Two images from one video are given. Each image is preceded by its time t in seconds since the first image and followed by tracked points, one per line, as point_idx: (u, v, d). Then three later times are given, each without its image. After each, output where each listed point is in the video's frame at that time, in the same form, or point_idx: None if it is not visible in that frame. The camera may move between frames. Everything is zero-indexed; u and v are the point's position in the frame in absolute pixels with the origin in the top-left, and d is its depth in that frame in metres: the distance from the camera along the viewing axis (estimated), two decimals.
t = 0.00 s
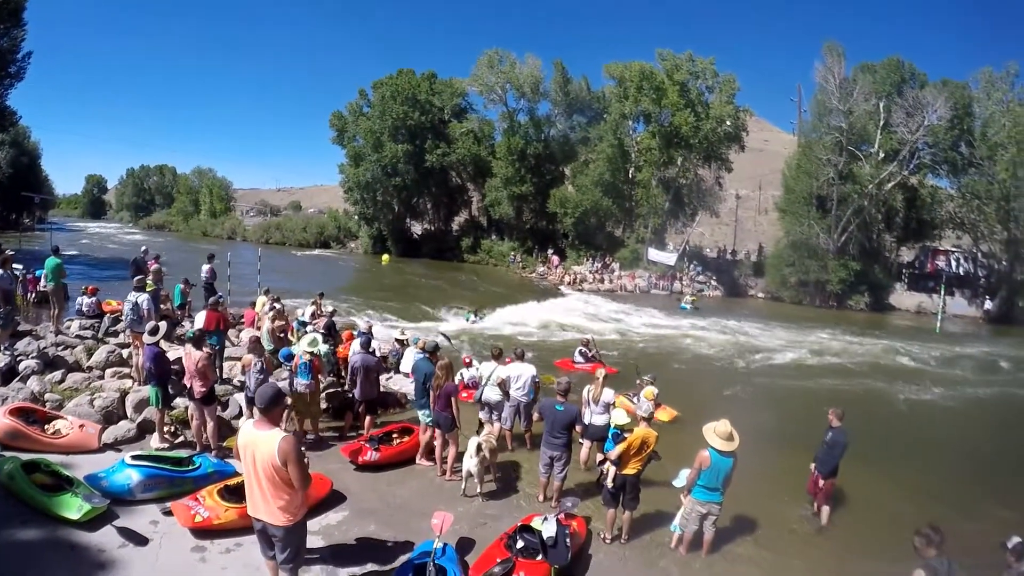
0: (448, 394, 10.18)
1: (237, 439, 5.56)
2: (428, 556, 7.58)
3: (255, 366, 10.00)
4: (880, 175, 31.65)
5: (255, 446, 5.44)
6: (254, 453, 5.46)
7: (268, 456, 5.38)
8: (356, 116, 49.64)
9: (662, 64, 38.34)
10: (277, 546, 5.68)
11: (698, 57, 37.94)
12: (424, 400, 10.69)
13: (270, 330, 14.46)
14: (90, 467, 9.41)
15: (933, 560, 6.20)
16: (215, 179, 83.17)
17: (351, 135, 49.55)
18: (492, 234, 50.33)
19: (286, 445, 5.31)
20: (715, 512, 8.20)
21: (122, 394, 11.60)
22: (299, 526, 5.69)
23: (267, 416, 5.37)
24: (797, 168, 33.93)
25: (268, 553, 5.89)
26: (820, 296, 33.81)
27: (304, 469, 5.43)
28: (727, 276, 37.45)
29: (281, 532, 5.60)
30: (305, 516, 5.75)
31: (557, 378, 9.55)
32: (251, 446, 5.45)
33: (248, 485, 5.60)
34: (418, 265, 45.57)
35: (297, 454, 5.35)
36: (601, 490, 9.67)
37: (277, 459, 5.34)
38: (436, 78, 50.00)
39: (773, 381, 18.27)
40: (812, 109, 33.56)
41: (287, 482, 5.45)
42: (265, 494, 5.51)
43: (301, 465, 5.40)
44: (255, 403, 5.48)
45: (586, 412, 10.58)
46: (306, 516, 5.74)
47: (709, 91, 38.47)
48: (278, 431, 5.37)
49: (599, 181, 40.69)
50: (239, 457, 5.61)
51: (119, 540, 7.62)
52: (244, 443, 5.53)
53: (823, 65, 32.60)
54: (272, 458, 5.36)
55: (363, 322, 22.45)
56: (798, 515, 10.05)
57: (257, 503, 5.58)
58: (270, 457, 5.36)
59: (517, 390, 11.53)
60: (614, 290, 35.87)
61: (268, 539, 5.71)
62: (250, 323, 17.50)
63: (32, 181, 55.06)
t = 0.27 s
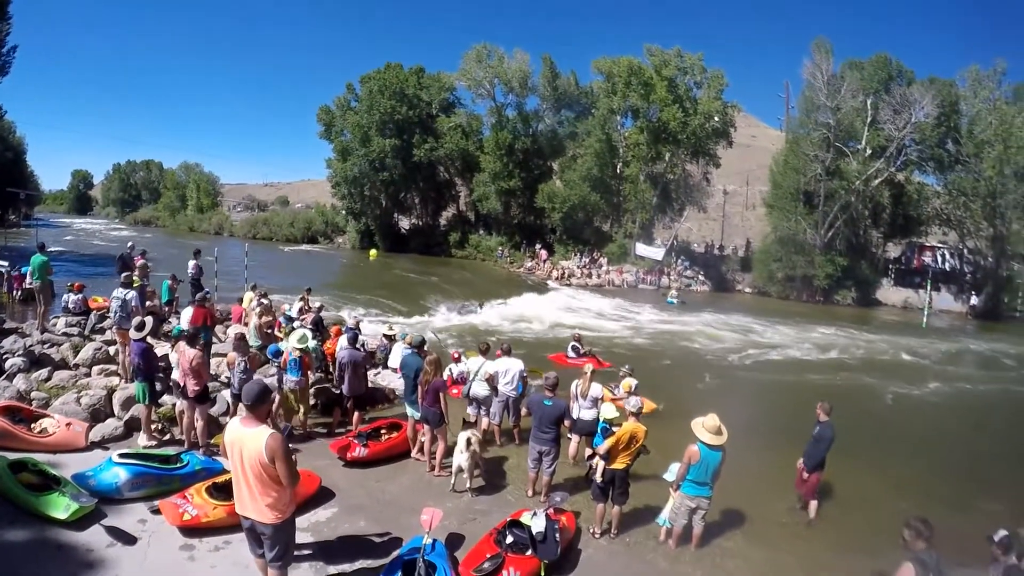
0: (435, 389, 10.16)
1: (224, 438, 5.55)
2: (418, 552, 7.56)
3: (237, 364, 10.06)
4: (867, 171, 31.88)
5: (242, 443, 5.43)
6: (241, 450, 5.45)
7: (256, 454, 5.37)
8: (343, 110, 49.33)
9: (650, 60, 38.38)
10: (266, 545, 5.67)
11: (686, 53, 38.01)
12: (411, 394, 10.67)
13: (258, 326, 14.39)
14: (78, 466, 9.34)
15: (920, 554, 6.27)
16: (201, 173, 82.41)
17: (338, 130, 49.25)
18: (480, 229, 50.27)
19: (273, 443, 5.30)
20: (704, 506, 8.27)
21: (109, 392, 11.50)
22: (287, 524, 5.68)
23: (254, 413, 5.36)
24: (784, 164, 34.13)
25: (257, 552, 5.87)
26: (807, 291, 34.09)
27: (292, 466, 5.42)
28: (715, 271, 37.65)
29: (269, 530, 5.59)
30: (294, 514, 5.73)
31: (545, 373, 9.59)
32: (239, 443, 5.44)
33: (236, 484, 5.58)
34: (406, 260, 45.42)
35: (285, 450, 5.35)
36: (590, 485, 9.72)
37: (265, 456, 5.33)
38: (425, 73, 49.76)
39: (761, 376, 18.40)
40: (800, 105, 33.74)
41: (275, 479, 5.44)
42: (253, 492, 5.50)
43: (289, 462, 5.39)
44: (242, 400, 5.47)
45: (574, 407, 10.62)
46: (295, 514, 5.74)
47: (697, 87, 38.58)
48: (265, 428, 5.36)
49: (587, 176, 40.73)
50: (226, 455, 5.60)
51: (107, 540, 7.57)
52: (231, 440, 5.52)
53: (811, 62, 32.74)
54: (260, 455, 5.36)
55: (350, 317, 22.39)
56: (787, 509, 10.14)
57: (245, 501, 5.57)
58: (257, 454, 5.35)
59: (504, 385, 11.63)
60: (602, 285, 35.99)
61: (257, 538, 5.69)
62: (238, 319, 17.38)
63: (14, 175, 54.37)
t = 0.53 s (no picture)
0: (426, 388, 10.19)
1: (215, 439, 5.53)
2: (410, 552, 7.56)
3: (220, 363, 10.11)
4: (856, 166, 32.08)
5: (233, 444, 5.41)
6: (232, 451, 5.44)
7: (246, 454, 5.36)
8: (332, 109, 49.10)
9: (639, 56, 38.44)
10: (258, 546, 5.65)
11: (675, 50, 38.11)
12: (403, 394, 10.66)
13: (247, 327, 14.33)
14: (69, 470, 9.28)
15: (910, 547, 6.33)
16: (189, 173, 81.82)
17: (327, 128, 49.02)
18: (470, 227, 50.19)
19: (264, 443, 5.29)
20: (696, 501, 8.33)
21: (99, 395, 11.42)
22: (280, 525, 5.67)
23: (243, 414, 5.35)
24: (773, 160, 34.31)
25: (249, 554, 5.87)
26: (797, 286, 34.29)
27: (283, 466, 5.41)
28: (705, 267, 37.82)
29: (261, 531, 5.58)
30: (286, 515, 5.73)
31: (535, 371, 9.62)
32: (229, 445, 5.42)
33: (227, 485, 5.57)
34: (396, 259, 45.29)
35: (275, 451, 5.34)
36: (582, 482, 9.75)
37: (255, 457, 5.31)
38: (414, 71, 49.62)
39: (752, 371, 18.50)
40: (788, 101, 33.91)
41: (266, 480, 5.42)
42: (244, 493, 5.49)
43: (280, 463, 5.38)
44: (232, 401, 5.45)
45: (565, 404, 10.66)
46: (287, 515, 5.72)
47: (686, 84, 38.70)
48: (255, 428, 5.35)
49: (577, 173, 40.75)
50: (217, 457, 5.58)
51: (100, 544, 7.52)
52: (221, 441, 5.50)
53: (800, 58, 32.87)
54: (251, 456, 5.34)
55: (342, 317, 22.34)
56: (779, 504, 10.22)
57: (237, 503, 5.56)
58: (248, 455, 5.34)
59: (495, 383, 11.64)
60: (593, 282, 36.07)
61: (249, 540, 5.68)
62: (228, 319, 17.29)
63: None
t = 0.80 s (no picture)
0: (431, 392, 10.07)
1: (219, 444, 5.53)
2: (416, 555, 7.54)
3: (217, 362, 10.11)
4: (858, 163, 31.99)
5: (238, 448, 5.41)
6: (237, 455, 5.44)
7: (252, 458, 5.36)
8: (334, 113, 49.23)
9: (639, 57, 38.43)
10: (265, 550, 5.65)
11: (676, 50, 38.09)
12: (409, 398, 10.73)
13: (252, 332, 14.38)
14: (74, 476, 9.30)
15: (916, 544, 6.30)
16: (193, 180, 82.07)
17: (329, 133, 49.14)
18: (474, 229, 50.20)
19: (269, 447, 5.29)
20: (701, 502, 8.30)
21: (104, 402, 11.46)
22: (286, 529, 5.66)
23: (248, 418, 5.35)
24: (775, 158, 34.24)
25: (255, 558, 5.86)
26: (801, 284, 34.20)
27: (289, 470, 5.41)
28: (708, 267, 37.77)
29: (267, 535, 5.58)
30: (292, 520, 5.72)
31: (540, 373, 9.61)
32: (234, 449, 5.42)
33: (233, 490, 5.57)
34: (400, 262, 45.36)
35: (281, 454, 5.33)
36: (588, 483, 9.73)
37: (261, 461, 5.31)
38: (414, 74, 49.71)
39: (756, 370, 18.45)
40: (789, 99, 33.87)
41: (271, 484, 5.42)
42: (250, 497, 5.49)
43: (285, 466, 5.38)
44: (236, 406, 5.45)
45: (570, 405, 10.64)
46: (293, 519, 5.72)
47: (687, 83, 38.67)
48: (260, 433, 5.35)
49: (579, 175, 40.76)
50: (222, 461, 5.59)
51: (106, 549, 7.54)
52: (226, 446, 5.50)
53: (800, 55, 32.79)
54: (256, 460, 5.34)
55: (346, 321, 22.38)
56: (785, 502, 10.19)
57: (242, 507, 5.56)
58: (253, 459, 5.34)
59: (499, 385, 11.68)
60: (597, 283, 36.07)
61: (254, 544, 5.67)
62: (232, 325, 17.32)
63: (4, 185, 54.13)
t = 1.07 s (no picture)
0: (439, 396, 10.13)
1: (229, 446, 5.54)
2: (423, 559, 7.53)
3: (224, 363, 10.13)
4: (865, 166, 31.86)
5: (247, 451, 5.41)
6: (246, 458, 5.44)
7: (261, 462, 5.36)
8: (341, 119, 49.45)
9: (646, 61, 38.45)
10: (274, 552, 5.66)
11: (682, 54, 38.09)
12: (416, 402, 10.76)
13: (259, 337, 14.43)
14: (83, 479, 9.33)
15: (924, 549, 6.25)
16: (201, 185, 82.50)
17: (336, 138, 49.34)
18: (481, 234, 50.26)
19: (279, 450, 5.28)
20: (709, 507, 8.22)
21: (113, 405, 11.51)
22: (295, 532, 5.66)
23: (257, 421, 5.34)
24: (783, 162, 34.14)
25: (264, 560, 5.86)
26: (809, 288, 34.03)
27: (298, 473, 5.40)
28: (716, 271, 37.67)
29: (276, 538, 5.58)
30: (300, 522, 5.72)
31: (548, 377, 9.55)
32: (243, 452, 5.42)
33: (242, 492, 5.58)
34: (407, 267, 45.46)
35: (290, 458, 5.33)
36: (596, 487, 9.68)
37: (270, 464, 5.31)
38: (421, 80, 49.90)
39: (764, 375, 18.36)
40: (796, 102, 33.80)
41: (281, 487, 5.43)
42: (259, 500, 5.49)
43: (295, 470, 5.37)
44: (245, 409, 5.45)
45: (578, 410, 10.53)
46: (301, 521, 5.72)
47: (693, 87, 38.64)
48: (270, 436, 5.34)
49: (586, 179, 40.77)
50: (232, 464, 5.59)
51: (114, 552, 7.56)
52: (236, 448, 5.51)
53: (807, 58, 32.71)
54: (265, 463, 5.34)
55: (353, 326, 22.42)
56: (792, 506, 10.12)
57: (252, 509, 5.56)
58: (262, 462, 5.34)
59: (507, 390, 11.64)
60: (604, 287, 36.02)
61: (263, 546, 5.68)
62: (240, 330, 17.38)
63: (14, 190, 54.61)
